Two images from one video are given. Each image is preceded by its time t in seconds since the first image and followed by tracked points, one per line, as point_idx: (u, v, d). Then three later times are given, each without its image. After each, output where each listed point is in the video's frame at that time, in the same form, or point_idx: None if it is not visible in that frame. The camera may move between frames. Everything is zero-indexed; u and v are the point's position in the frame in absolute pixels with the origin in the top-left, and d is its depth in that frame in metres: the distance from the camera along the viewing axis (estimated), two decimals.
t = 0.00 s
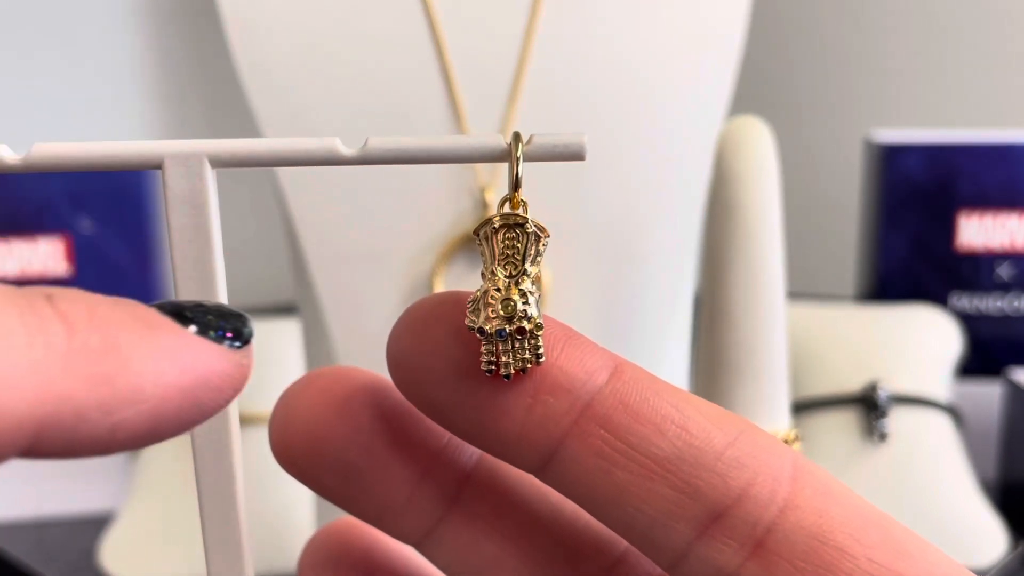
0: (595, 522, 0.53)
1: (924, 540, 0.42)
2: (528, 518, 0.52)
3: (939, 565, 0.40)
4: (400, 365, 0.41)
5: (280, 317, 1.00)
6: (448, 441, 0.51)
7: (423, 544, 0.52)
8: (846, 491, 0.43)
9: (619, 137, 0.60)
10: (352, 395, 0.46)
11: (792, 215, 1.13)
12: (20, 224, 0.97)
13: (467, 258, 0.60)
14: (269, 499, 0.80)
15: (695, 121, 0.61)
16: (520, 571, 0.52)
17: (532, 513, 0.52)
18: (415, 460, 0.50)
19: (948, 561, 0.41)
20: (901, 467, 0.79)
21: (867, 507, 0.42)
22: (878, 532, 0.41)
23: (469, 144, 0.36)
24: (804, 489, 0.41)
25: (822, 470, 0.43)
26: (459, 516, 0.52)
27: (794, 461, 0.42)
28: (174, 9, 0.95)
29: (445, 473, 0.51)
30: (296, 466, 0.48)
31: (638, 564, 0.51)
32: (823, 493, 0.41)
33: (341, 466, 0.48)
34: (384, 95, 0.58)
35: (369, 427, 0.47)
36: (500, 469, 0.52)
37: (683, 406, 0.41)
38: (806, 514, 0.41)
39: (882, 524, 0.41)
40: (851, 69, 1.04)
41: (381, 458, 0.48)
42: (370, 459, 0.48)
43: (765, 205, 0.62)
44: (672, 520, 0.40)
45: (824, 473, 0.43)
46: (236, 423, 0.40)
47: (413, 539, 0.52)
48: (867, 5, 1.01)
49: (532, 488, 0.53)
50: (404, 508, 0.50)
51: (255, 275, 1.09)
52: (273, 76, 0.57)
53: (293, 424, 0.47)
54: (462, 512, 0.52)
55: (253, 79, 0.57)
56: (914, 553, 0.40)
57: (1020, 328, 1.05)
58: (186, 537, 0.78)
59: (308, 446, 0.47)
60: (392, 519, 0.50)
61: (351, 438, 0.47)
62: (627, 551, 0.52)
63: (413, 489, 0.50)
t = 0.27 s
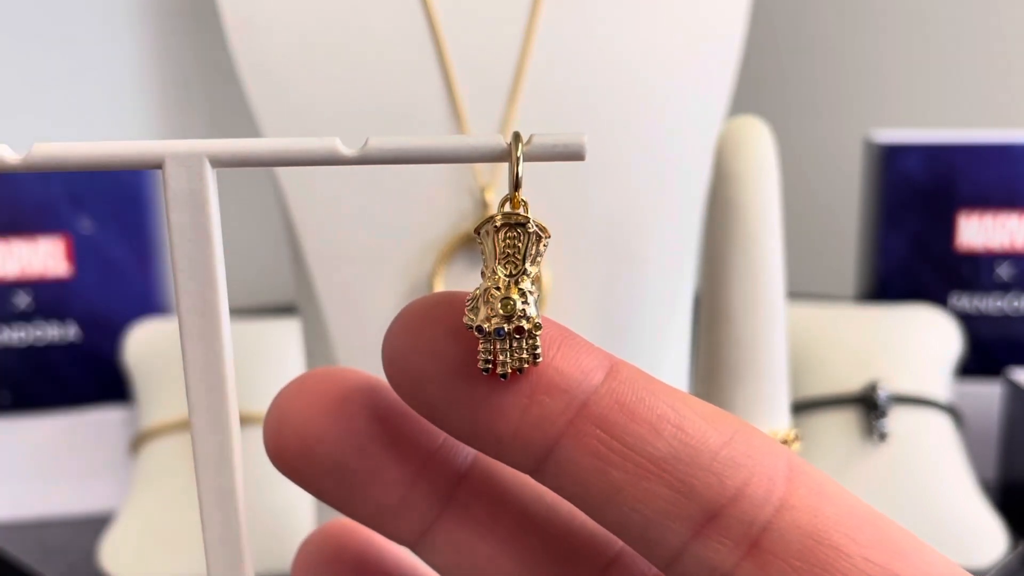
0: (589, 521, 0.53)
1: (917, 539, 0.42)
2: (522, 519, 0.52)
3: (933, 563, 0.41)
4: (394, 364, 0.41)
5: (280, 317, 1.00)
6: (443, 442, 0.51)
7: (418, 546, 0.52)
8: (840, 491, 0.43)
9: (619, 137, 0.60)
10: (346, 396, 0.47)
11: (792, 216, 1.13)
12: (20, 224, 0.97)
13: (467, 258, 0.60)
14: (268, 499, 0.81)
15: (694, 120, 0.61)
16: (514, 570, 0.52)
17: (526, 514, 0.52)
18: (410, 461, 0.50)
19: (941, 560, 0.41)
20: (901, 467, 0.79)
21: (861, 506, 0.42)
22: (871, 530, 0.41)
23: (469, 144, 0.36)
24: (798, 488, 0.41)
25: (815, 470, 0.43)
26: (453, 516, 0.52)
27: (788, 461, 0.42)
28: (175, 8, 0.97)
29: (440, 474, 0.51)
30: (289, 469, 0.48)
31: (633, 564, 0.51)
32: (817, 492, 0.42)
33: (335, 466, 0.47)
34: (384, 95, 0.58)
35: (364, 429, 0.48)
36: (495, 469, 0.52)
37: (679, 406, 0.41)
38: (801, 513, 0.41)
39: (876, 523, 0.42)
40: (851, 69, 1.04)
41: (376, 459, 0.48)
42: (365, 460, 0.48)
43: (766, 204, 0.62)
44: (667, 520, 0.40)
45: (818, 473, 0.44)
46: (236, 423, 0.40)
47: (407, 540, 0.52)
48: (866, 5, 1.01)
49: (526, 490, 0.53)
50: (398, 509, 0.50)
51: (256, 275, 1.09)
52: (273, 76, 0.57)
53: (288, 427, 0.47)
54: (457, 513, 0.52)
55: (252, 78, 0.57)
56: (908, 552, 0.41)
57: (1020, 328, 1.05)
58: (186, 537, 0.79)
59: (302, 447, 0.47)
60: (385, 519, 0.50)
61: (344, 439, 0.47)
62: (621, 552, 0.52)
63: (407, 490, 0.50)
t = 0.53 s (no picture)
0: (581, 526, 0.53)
1: (910, 542, 0.42)
2: (515, 523, 0.53)
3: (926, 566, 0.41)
4: (388, 372, 0.41)
5: (280, 317, 1.00)
6: (436, 449, 0.51)
7: (411, 554, 0.52)
8: (833, 495, 0.43)
9: (619, 137, 0.60)
10: (340, 403, 0.47)
11: (792, 216, 1.13)
12: (20, 224, 0.97)
13: (467, 258, 0.60)
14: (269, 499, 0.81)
15: (694, 121, 0.61)
16: (508, 573, 0.52)
17: (518, 520, 0.53)
18: (404, 469, 0.50)
19: (934, 562, 0.41)
20: (901, 467, 0.79)
21: (854, 510, 0.42)
22: (863, 533, 0.41)
23: (469, 144, 0.36)
24: (791, 493, 0.41)
25: (806, 474, 0.43)
26: (446, 523, 0.52)
27: (781, 466, 0.42)
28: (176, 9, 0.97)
29: (433, 479, 0.51)
30: (282, 477, 0.48)
31: (628, 567, 0.51)
32: (810, 496, 0.42)
33: (328, 476, 0.47)
34: (385, 94, 0.58)
35: (357, 435, 0.48)
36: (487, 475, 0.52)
37: (671, 412, 0.41)
38: (793, 517, 0.41)
39: (868, 526, 0.42)
40: (851, 68, 1.04)
41: (369, 466, 0.48)
42: (358, 467, 0.48)
43: (767, 204, 0.62)
44: (660, 526, 0.40)
45: (811, 476, 0.44)
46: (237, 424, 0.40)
47: (399, 550, 0.52)
48: (866, 5, 1.01)
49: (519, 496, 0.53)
50: (391, 516, 0.50)
51: (256, 275, 1.09)
52: (274, 76, 0.57)
53: (279, 438, 0.46)
54: (451, 518, 0.52)
55: (253, 78, 0.57)
56: (901, 555, 0.41)
57: (1020, 328, 1.05)
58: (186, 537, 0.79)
59: (293, 459, 0.47)
60: (378, 527, 0.51)
61: (336, 449, 0.47)
62: (615, 557, 0.52)
63: (400, 497, 0.50)
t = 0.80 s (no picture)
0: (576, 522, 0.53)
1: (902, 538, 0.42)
2: (510, 520, 0.52)
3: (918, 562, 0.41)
4: (383, 367, 0.41)
5: (280, 317, 1.00)
6: (431, 445, 0.51)
7: (406, 550, 0.52)
8: (826, 490, 0.43)
9: (619, 137, 0.60)
10: (335, 399, 0.47)
11: (791, 216, 1.13)
12: (20, 224, 0.97)
13: (467, 258, 0.60)
14: (268, 499, 0.81)
15: (694, 120, 0.61)
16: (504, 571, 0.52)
17: (512, 515, 0.53)
18: (399, 465, 0.50)
19: (926, 558, 0.41)
20: (901, 467, 0.79)
21: (846, 505, 0.43)
22: (856, 528, 0.41)
23: (468, 143, 0.36)
24: (784, 488, 0.41)
25: (799, 470, 0.43)
26: (441, 520, 0.52)
27: (774, 461, 0.42)
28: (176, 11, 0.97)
29: (428, 476, 0.51)
30: (277, 473, 0.48)
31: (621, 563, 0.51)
32: (802, 491, 0.42)
33: (324, 471, 0.47)
34: (385, 94, 0.58)
35: (353, 431, 0.48)
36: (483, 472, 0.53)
37: (665, 407, 0.41)
38: (786, 512, 0.41)
39: (861, 522, 0.42)
40: (851, 68, 1.04)
41: (364, 462, 0.48)
42: (354, 463, 0.48)
43: (767, 202, 0.62)
44: (654, 520, 0.40)
45: (803, 472, 0.44)
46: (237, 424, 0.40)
47: (395, 545, 0.52)
48: (865, 5, 1.01)
49: (514, 492, 0.53)
50: (386, 512, 0.50)
51: (256, 275, 1.09)
52: (274, 76, 0.57)
53: (277, 432, 0.47)
54: (445, 514, 0.52)
55: (252, 78, 0.57)
56: (893, 550, 0.41)
57: (1019, 328, 1.05)
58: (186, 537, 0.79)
59: (290, 454, 0.47)
60: (374, 523, 0.51)
61: (332, 444, 0.47)
62: (610, 553, 0.52)
63: (395, 493, 0.50)
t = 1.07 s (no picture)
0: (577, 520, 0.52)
1: (905, 538, 0.42)
2: (510, 518, 0.52)
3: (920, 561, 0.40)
4: (385, 364, 0.41)
5: (280, 317, 1.00)
6: (432, 442, 0.51)
7: (408, 547, 0.53)
8: (827, 489, 0.43)
9: (619, 137, 0.60)
10: (336, 396, 0.47)
11: (792, 216, 1.13)
12: (20, 224, 0.97)
13: (467, 258, 0.60)
14: (268, 499, 0.81)
15: (694, 121, 0.61)
16: (504, 569, 0.52)
17: (512, 513, 0.52)
18: (400, 462, 0.50)
19: (927, 557, 0.41)
20: (901, 467, 0.79)
21: (846, 504, 0.42)
22: (856, 527, 0.41)
23: (468, 143, 0.36)
24: (783, 486, 0.41)
25: (799, 468, 0.43)
26: (442, 518, 0.52)
27: (773, 460, 0.42)
28: (176, 10, 0.97)
29: (429, 474, 0.51)
30: (279, 471, 0.48)
31: (622, 561, 0.51)
32: (802, 489, 0.42)
33: (324, 468, 0.48)
34: (384, 95, 0.58)
35: (354, 428, 0.48)
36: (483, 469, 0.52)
37: (665, 405, 0.41)
38: (786, 510, 0.41)
39: (861, 521, 0.42)
40: (851, 68, 1.04)
41: (365, 459, 0.49)
42: (355, 460, 0.48)
43: (766, 202, 0.62)
44: (653, 518, 0.40)
45: (803, 470, 0.44)
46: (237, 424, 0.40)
47: (397, 541, 0.52)
48: (865, 5, 1.01)
49: (516, 489, 0.53)
50: (387, 509, 0.50)
51: (255, 275, 1.09)
52: (274, 76, 0.57)
53: (278, 429, 0.47)
54: (446, 512, 0.52)
55: (252, 78, 0.57)
56: (894, 549, 0.41)
57: (1019, 328, 1.05)
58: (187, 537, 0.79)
59: (291, 451, 0.47)
60: (375, 520, 0.51)
61: (333, 441, 0.47)
62: (610, 551, 0.52)
63: (396, 490, 0.50)
